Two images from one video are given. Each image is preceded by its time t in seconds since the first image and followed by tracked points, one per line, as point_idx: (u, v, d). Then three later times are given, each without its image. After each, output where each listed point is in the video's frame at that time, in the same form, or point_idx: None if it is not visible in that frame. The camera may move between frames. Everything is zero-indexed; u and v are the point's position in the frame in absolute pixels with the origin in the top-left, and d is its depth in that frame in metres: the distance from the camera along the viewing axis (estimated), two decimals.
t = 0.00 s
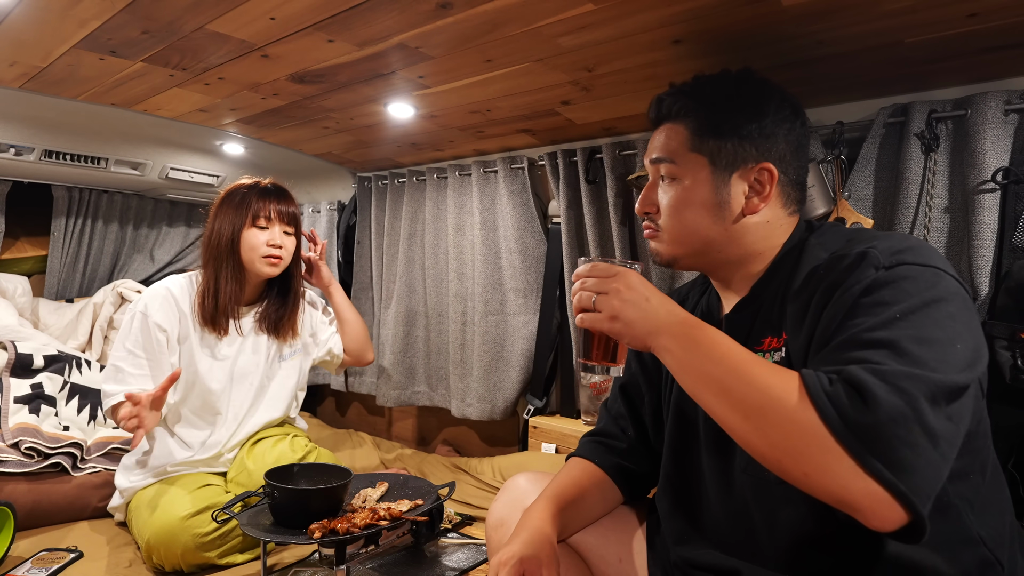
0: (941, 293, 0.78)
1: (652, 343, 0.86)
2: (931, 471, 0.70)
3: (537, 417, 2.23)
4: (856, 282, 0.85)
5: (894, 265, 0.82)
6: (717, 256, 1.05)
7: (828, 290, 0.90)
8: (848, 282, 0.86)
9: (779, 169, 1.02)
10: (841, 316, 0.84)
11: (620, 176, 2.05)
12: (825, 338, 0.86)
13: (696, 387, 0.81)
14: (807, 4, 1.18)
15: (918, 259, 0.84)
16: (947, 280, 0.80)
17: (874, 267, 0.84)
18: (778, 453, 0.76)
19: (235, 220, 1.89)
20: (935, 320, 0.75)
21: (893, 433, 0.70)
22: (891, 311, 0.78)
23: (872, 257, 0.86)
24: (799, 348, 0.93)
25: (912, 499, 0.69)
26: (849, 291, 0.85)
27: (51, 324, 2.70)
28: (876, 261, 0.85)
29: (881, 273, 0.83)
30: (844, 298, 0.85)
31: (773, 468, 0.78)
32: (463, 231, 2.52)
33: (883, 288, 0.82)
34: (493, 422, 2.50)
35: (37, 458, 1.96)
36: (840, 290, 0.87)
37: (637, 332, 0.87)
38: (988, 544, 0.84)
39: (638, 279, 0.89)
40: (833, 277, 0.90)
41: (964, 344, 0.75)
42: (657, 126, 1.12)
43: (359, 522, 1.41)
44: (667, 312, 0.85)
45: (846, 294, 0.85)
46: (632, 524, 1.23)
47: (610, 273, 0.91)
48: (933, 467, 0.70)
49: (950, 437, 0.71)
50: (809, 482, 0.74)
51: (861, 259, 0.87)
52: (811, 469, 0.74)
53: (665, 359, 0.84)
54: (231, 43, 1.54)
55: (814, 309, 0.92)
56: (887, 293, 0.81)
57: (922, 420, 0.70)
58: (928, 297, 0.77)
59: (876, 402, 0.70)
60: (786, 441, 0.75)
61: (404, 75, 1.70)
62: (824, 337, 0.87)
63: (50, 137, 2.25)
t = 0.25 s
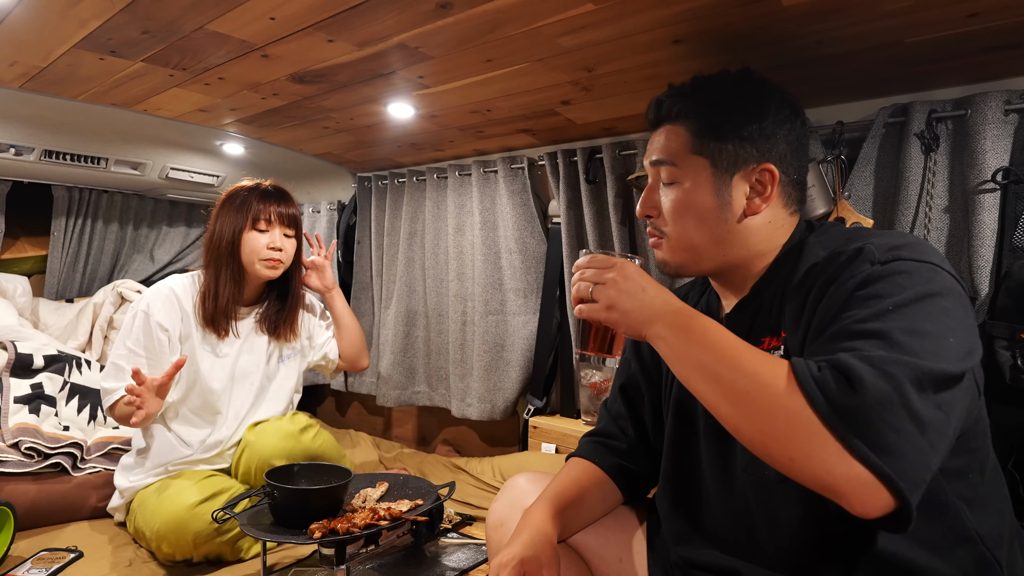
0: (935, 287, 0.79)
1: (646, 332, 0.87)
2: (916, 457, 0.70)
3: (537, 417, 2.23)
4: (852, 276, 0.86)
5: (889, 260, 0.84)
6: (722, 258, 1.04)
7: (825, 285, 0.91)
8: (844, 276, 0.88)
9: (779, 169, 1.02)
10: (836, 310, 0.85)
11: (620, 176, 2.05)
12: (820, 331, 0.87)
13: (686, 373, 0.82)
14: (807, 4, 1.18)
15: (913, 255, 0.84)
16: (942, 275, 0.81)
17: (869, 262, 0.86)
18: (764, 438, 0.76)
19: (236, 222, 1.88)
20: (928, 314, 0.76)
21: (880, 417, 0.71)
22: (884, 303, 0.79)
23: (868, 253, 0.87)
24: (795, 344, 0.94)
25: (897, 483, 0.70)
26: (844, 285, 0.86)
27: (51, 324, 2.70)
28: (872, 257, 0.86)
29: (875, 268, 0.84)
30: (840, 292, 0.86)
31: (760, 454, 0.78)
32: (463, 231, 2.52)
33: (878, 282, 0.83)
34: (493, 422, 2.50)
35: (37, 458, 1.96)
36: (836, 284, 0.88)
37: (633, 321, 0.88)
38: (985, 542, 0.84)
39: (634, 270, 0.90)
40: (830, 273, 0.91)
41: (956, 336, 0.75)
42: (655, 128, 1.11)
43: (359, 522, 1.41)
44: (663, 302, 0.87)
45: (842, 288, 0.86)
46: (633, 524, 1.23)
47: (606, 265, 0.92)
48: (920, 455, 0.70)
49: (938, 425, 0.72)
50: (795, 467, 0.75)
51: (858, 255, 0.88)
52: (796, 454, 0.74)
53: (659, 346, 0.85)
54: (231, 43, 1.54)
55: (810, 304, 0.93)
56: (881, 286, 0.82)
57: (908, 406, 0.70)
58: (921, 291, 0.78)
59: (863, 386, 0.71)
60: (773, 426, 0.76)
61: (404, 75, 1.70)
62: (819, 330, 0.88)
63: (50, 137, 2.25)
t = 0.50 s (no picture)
0: (924, 279, 0.80)
1: (646, 309, 0.89)
2: (897, 436, 0.71)
3: (537, 416, 2.23)
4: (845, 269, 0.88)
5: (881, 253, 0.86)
6: (730, 262, 1.03)
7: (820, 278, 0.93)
8: (838, 269, 0.90)
9: (778, 171, 1.02)
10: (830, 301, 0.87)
11: (620, 176, 2.05)
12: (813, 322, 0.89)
13: (677, 350, 0.83)
14: (807, 4, 1.18)
15: (906, 249, 0.86)
16: (934, 269, 0.83)
17: (863, 256, 0.88)
18: (747, 414, 0.78)
19: (259, 225, 1.87)
20: (917, 302, 0.78)
21: (863, 394, 0.72)
22: (873, 290, 0.81)
23: (863, 247, 0.89)
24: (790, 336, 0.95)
25: (877, 459, 0.71)
26: (838, 277, 0.88)
27: (51, 324, 2.70)
28: (866, 251, 0.88)
29: (868, 261, 0.86)
30: (832, 283, 0.89)
31: (741, 430, 0.80)
32: (463, 231, 2.52)
33: (870, 274, 0.84)
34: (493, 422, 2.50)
35: (37, 458, 1.97)
36: (830, 276, 0.90)
37: (634, 296, 0.90)
38: (980, 540, 0.84)
39: (642, 250, 0.92)
40: (826, 267, 0.93)
41: (944, 326, 0.77)
42: (644, 139, 1.08)
43: (359, 522, 1.42)
44: (667, 282, 0.88)
45: (835, 280, 0.88)
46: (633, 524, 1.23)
47: (615, 244, 0.95)
48: (902, 435, 0.71)
49: (922, 409, 0.73)
50: (774, 443, 0.76)
51: (853, 249, 0.90)
52: (777, 430, 0.76)
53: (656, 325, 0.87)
54: (231, 43, 1.54)
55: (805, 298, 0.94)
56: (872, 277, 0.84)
57: (892, 385, 0.72)
58: (911, 280, 0.80)
59: (848, 363, 0.73)
60: (756, 401, 0.77)
61: (404, 75, 1.70)
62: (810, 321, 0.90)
63: (50, 137, 2.25)
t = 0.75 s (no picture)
0: (923, 279, 0.81)
1: (648, 309, 0.89)
2: (898, 436, 0.71)
3: (537, 417, 2.23)
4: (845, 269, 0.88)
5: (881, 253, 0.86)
6: (730, 264, 1.03)
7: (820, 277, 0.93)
8: (838, 269, 0.90)
9: (778, 172, 1.02)
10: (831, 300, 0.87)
11: (620, 176, 2.05)
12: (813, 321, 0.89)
13: (680, 350, 0.84)
14: (807, 4, 1.18)
15: (907, 249, 0.86)
16: (934, 269, 0.83)
17: (863, 255, 0.88)
18: (748, 413, 0.78)
19: (262, 227, 1.87)
20: (917, 302, 0.78)
21: (864, 393, 0.72)
22: (873, 290, 0.81)
23: (862, 246, 0.89)
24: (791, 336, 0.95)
25: (878, 458, 0.71)
26: (838, 277, 0.88)
27: (51, 324, 2.70)
28: (866, 250, 0.88)
29: (868, 260, 0.86)
30: (832, 283, 0.89)
31: (742, 430, 0.80)
32: (464, 231, 2.52)
33: (869, 273, 0.84)
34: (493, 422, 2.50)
35: (37, 458, 1.96)
36: (831, 276, 0.91)
37: (637, 295, 0.91)
38: (979, 540, 0.84)
39: (647, 247, 0.92)
40: (826, 267, 0.93)
41: (944, 327, 0.77)
42: (642, 141, 1.08)
43: (359, 522, 1.42)
44: (669, 281, 0.89)
45: (836, 280, 0.88)
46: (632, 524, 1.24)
47: (619, 242, 0.96)
48: (904, 434, 0.72)
49: (923, 408, 0.73)
50: (776, 442, 0.76)
51: (853, 248, 0.91)
52: (777, 429, 0.76)
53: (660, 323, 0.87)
54: (231, 43, 1.54)
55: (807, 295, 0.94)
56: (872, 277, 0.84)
57: (894, 384, 0.72)
58: (911, 279, 0.80)
59: (849, 362, 0.73)
60: (757, 401, 0.77)
61: (404, 75, 1.70)
62: (811, 322, 0.90)
63: (50, 137, 2.25)
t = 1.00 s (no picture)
0: (923, 278, 0.81)
1: (649, 306, 0.90)
2: (900, 433, 0.71)
3: (537, 417, 2.23)
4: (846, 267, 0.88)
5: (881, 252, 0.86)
6: (731, 263, 1.03)
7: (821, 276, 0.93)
8: (839, 268, 0.90)
9: (779, 172, 1.02)
10: (832, 298, 0.87)
11: (620, 176, 2.05)
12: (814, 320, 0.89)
13: (681, 348, 0.84)
14: (807, 4, 1.18)
15: (907, 248, 0.86)
16: (934, 268, 0.83)
17: (863, 254, 0.88)
18: (749, 411, 0.78)
19: (268, 228, 1.86)
20: (918, 300, 0.78)
21: (866, 390, 0.72)
22: (874, 288, 0.81)
23: (862, 245, 0.89)
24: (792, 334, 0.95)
25: (880, 456, 0.71)
26: (839, 275, 0.88)
27: (51, 324, 2.70)
28: (866, 248, 0.88)
29: (868, 259, 0.86)
30: (832, 282, 0.89)
31: (744, 428, 0.80)
32: (463, 231, 2.52)
33: (870, 272, 0.84)
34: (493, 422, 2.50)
35: (37, 458, 1.96)
36: (831, 274, 0.90)
37: (639, 293, 0.91)
38: (979, 540, 0.84)
39: (650, 246, 0.93)
40: (828, 266, 0.93)
41: (944, 325, 0.77)
42: (642, 143, 1.08)
43: (359, 522, 1.41)
44: (672, 280, 0.89)
45: (837, 278, 0.88)
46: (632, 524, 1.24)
47: (623, 238, 0.96)
48: (905, 432, 0.71)
49: (925, 406, 0.73)
50: (777, 440, 0.76)
51: (853, 247, 0.91)
52: (779, 427, 0.76)
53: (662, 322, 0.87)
54: (231, 43, 1.54)
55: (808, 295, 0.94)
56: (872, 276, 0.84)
57: (896, 382, 0.72)
58: (912, 278, 0.80)
59: (851, 359, 0.73)
60: (759, 399, 0.77)
61: (404, 75, 1.70)
62: (812, 320, 0.90)
63: (50, 137, 2.25)
